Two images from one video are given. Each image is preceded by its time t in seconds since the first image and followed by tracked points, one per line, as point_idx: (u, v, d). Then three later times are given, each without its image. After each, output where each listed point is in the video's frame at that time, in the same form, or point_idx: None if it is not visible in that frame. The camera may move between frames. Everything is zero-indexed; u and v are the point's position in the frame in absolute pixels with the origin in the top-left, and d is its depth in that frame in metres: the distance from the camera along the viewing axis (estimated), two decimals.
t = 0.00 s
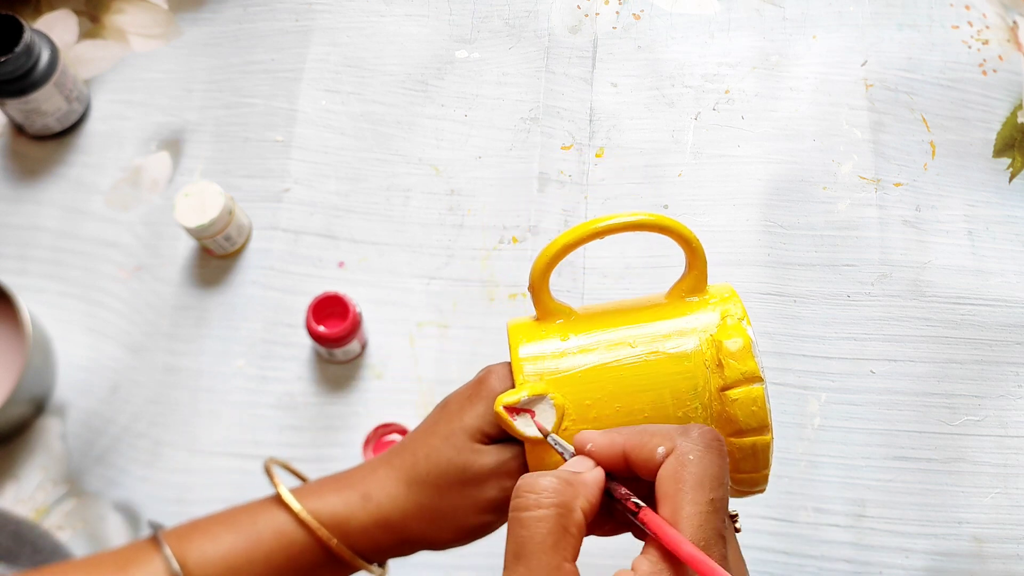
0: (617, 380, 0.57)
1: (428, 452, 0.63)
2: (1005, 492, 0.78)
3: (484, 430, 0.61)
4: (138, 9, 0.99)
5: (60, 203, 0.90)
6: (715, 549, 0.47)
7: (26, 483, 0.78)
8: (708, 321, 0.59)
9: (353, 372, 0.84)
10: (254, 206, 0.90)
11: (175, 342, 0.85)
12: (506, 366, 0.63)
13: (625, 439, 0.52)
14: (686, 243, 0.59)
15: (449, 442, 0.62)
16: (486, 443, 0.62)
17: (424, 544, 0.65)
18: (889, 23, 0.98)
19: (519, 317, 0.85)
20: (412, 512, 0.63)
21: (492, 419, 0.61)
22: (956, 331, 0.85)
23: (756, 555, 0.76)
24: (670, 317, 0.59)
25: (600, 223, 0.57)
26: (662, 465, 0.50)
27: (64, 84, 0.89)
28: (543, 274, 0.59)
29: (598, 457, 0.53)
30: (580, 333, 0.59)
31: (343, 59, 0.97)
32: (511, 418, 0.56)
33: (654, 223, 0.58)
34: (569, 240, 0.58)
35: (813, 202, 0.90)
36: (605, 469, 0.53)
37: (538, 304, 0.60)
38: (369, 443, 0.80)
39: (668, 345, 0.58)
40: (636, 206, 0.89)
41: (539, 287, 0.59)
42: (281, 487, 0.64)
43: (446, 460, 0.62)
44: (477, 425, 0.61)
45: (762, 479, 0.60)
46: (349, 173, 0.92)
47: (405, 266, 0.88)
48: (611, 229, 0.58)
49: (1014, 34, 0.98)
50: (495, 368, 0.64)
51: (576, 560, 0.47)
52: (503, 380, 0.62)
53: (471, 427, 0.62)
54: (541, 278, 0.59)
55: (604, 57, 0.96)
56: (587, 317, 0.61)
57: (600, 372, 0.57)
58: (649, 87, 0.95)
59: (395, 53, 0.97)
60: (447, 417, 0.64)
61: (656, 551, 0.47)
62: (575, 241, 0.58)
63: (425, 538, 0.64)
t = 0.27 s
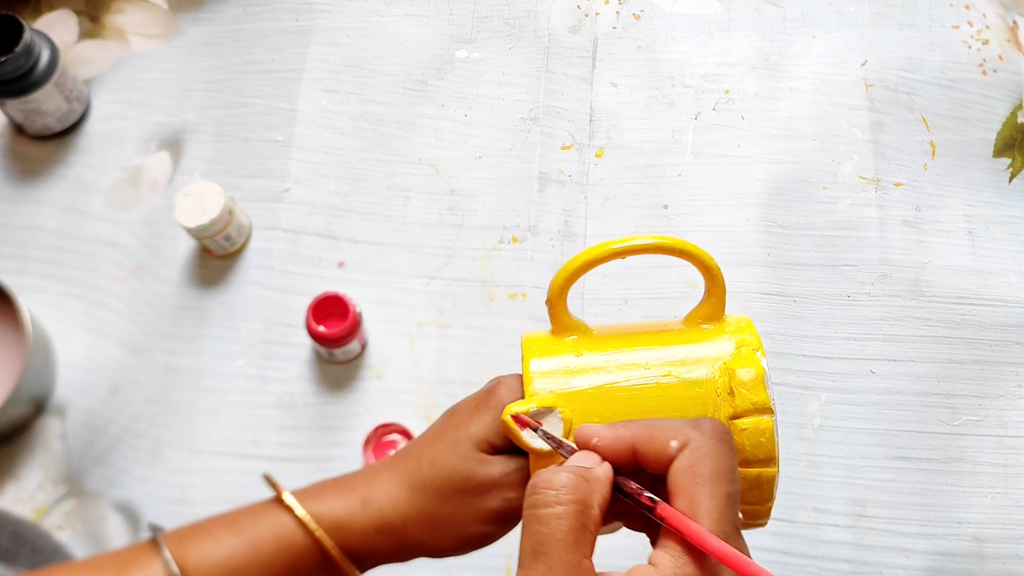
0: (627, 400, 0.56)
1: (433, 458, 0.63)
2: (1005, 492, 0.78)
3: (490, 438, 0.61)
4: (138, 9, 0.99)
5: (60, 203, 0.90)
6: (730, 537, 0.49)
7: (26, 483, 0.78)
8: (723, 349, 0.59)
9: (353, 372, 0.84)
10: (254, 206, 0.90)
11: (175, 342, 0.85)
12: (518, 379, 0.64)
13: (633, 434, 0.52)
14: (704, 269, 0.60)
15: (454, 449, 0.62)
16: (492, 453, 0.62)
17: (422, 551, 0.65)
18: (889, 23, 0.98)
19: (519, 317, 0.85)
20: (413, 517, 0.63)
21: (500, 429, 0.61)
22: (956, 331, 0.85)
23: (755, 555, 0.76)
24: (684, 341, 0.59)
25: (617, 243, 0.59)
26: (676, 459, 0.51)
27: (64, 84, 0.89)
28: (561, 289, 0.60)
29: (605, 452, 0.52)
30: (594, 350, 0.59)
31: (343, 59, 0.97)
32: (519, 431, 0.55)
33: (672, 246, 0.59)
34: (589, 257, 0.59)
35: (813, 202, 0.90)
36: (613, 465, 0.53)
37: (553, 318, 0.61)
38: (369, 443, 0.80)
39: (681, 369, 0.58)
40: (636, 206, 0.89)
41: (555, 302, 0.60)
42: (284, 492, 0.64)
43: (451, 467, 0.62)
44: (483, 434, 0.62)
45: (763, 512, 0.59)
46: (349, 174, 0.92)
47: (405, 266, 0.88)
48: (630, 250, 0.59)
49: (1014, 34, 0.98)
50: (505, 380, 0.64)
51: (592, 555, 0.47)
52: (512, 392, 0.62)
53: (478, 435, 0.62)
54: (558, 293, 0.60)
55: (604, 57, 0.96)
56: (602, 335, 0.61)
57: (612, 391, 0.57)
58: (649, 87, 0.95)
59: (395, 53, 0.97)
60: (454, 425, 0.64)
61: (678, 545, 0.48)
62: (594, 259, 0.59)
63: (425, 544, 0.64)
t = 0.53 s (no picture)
0: (625, 392, 0.56)
1: (433, 454, 0.64)
2: (1005, 492, 0.78)
3: (490, 434, 0.62)
4: (138, 9, 0.99)
5: (60, 203, 0.90)
6: (721, 539, 0.48)
7: (26, 482, 0.78)
8: (718, 339, 0.59)
9: (353, 372, 0.84)
10: (254, 206, 0.90)
11: (175, 342, 0.85)
12: (517, 373, 0.63)
13: (628, 437, 0.53)
14: (699, 262, 0.60)
15: (454, 445, 0.63)
16: (492, 448, 0.62)
17: (421, 548, 0.65)
18: (889, 23, 0.98)
19: (519, 317, 0.85)
20: (412, 513, 0.63)
21: (499, 424, 0.61)
22: (956, 331, 0.85)
23: (755, 555, 0.76)
24: (681, 333, 0.60)
25: (611, 237, 0.59)
26: (668, 460, 0.51)
27: (64, 84, 0.89)
28: (558, 284, 0.60)
29: (601, 454, 0.52)
30: (591, 343, 0.59)
31: (343, 59, 0.97)
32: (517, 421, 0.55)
33: (665, 239, 0.59)
34: (584, 253, 0.59)
35: (813, 202, 0.90)
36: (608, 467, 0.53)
37: (550, 314, 0.61)
38: (369, 443, 0.80)
39: (677, 359, 0.58)
40: (636, 206, 0.89)
41: (553, 297, 0.60)
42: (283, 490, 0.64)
43: (450, 462, 0.62)
44: (483, 429, 0.62)
45: (765, 502, 0.60)
46: (349, 174, 0.92)
47: (405, 266, 0.88)
48: (626, 244, 0.59)
49: (1014, 34, 0.98)
50: (504, 374, 0.64)
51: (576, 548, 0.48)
52: (511, 386, 0.62)
53: (478, 430, 0.62)
54: (556, 288, 0.60)
55: (604, 57, 0.96)
56: (598, 331, 0.61)
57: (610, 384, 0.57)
58: (649, 87, 0.95)
59: (395, 53, 0.97)
60: (454, 421, 0.64)
61: (667, 542, 0.48)
62: (588, 255, 0.59)
63: (424, 541, 0.64)
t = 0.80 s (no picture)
0: (629, 398, 0.57)
1: (434, 459, 0.63)
2: (1005, 492, 0.79)
3: (490, 439, 0.62)
4: (137, 9, 0.98)
5: (60, 203, 0.90)
6: (718, 523, 0.47)
7: (26, 483, 0.78)
8: (725, 348, 0.59)
9: (353, 372, 0.84)
10: (254, 206, 0.90)
11: (175, 342, 0.85)
12: (520, 378, 0.63)
13: (636, 422, 0.52)
14: (706, 270, 0.61)
15: (455, 449, 0.63)
16: (493, 454, 0.62)
17: (421, 553, 0.65)
18: (889, 23, 0.98)
19: (519, 317, 0.85)
20: (413, 518, 0.63)
21: (501, 429, 0.61)
22: (956, 331, 0.85)
23: (755, 555, 0.76)
24: (687, 340, 0.60)
25: (618, 243, 0.59)
26: (670, 446, 0.50)
27: (64, 84, 0.89)
28: (563, 289, 0.61)
29: (609, 438, 0.53)
30: (596, 348, 0.59)
31: (343, 59, 0.97)
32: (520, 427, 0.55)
33: (673, 246, 0.60)
34: (591, 257, 0.60)
35: (813, 202, 0.90)
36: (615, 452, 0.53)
37: (555, 318, 0.61)
38: (369, 443, 0.80)
39: (682, 367, 0.58)
40: (636, 206, 0.89)
41: (558, 301, 0.61)
42: (284, 494, 0.64)
43: (451, 467, 0.62)
44: (485, 434, 0.62)
45: (769, 514, 0.60)
46: (349, 174, 0.92)
47: (405, 266, 0.88)
48: (632, 250, 0.59)
49: (1014, 34, 0.98)
50: (506, 380, 0.64)
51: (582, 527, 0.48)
52: (514, 392, 0.62)
53: (479, 435, 0.62)
54: (561, 292, 0.61)
55: (604, 57, 0.96)
56: (604, 336, 0.61)
57: (615, 389, 0.57)
58: (649, 87, 0.95)
59: (395, 53, 0.97)
60: (455, 426, 0.64)
61: (665, 521, 0.47)
62: (595, 259, 0.60)
63: (424, 546, 0.64)
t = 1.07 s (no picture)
0: (626, 395, 0.57)
1: (433, 457, 0.63)
2: (1005, 492, 0.78)
3: (489, 437, 0.62)
4: (138, 9, 0.99)
5: (60, 203, 0.90)
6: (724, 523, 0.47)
7: (26, 483, 0.78)
8: (722, 344, 0.59)
9: (353, 372, 0.84)
10: (254, 206, 0.90)
11: (175, 342, 0.85)
12: (518, 376, 0.63)
13: (637, 422, 0.52)
14: (703, 267, 0.61)
15: (454, 448, 0.63)
16: (491, 451, 0.62)
17: (420, 551, 0.65)
18: (889, 23, 0.98)
19: (519, 317, 0.85)
20: (411, 517, 0.63)
21: (499, 427, 0.61)
22: (956, 331, 0.85)
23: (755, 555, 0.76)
24: (684, 337, 0.60)
25: (615, 241, 0.59)
26: (673, 446, 0.50)
27: (64, 84, 0.89)
28: (561, 286, 0.61)
29: (609, 438, 0.52)
30: (593, 346, 0.59)
31: (343, 59, 0.97)
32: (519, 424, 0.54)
33: (669, 243, 0.60)
34: (588, 254, 0.60)
35: (813, 202, 0.90)
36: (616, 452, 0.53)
37: (552, 316, 0.61)
38: (369, 443, 0.80)
39: (680, 363, 0.58)
40: (636, 206, 0.89)
41: (556, 298, 0.61)
42: (283, 493, 0.64)
43: (450, 465, 0.62)
44: (482, 432, 0.62)
45: (767, 510, 0.60)
46: (349, 174, 0.92)
47: (405, 266, 0.88)
48: (628, 247, 0.60)
49: (1014, 34, 0.98)
50: (505, 377, 0.64)
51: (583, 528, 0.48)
52: (512, 389, 0.62)
53: (477, 433, 0.62)
54: (558, 290, 0.61)
55: (604, 57, 0.96)
56: (601, 334, 0.61)
57: (612, 386, 0.57)
58: (649, 87, 0.95)
59: (395, 53, 0.97)
60: (453, 424, 0.64)
61: (671, 521, 0.47)
62: (592, 258, 0.60)
63: (423, 544, 0.64)
